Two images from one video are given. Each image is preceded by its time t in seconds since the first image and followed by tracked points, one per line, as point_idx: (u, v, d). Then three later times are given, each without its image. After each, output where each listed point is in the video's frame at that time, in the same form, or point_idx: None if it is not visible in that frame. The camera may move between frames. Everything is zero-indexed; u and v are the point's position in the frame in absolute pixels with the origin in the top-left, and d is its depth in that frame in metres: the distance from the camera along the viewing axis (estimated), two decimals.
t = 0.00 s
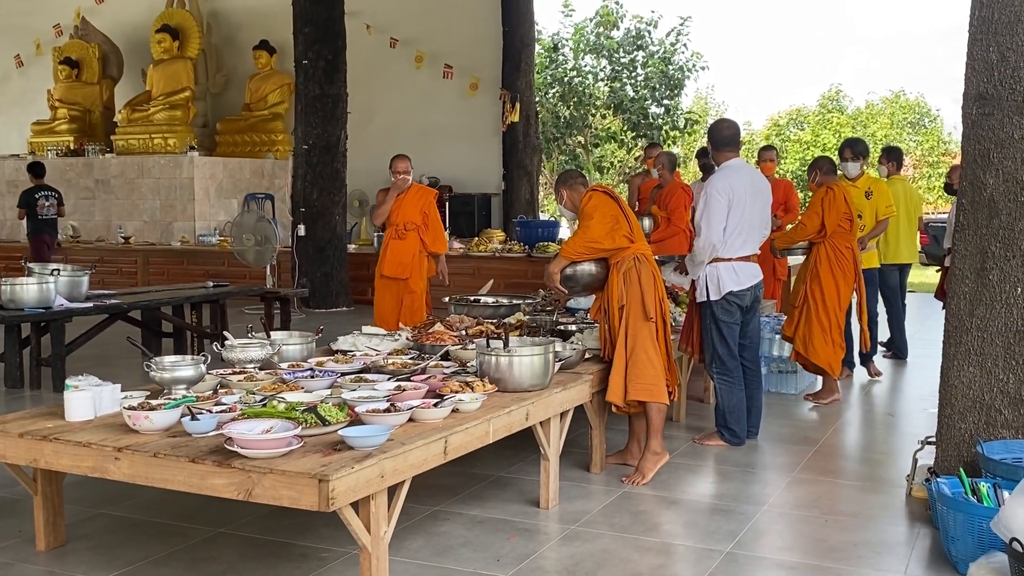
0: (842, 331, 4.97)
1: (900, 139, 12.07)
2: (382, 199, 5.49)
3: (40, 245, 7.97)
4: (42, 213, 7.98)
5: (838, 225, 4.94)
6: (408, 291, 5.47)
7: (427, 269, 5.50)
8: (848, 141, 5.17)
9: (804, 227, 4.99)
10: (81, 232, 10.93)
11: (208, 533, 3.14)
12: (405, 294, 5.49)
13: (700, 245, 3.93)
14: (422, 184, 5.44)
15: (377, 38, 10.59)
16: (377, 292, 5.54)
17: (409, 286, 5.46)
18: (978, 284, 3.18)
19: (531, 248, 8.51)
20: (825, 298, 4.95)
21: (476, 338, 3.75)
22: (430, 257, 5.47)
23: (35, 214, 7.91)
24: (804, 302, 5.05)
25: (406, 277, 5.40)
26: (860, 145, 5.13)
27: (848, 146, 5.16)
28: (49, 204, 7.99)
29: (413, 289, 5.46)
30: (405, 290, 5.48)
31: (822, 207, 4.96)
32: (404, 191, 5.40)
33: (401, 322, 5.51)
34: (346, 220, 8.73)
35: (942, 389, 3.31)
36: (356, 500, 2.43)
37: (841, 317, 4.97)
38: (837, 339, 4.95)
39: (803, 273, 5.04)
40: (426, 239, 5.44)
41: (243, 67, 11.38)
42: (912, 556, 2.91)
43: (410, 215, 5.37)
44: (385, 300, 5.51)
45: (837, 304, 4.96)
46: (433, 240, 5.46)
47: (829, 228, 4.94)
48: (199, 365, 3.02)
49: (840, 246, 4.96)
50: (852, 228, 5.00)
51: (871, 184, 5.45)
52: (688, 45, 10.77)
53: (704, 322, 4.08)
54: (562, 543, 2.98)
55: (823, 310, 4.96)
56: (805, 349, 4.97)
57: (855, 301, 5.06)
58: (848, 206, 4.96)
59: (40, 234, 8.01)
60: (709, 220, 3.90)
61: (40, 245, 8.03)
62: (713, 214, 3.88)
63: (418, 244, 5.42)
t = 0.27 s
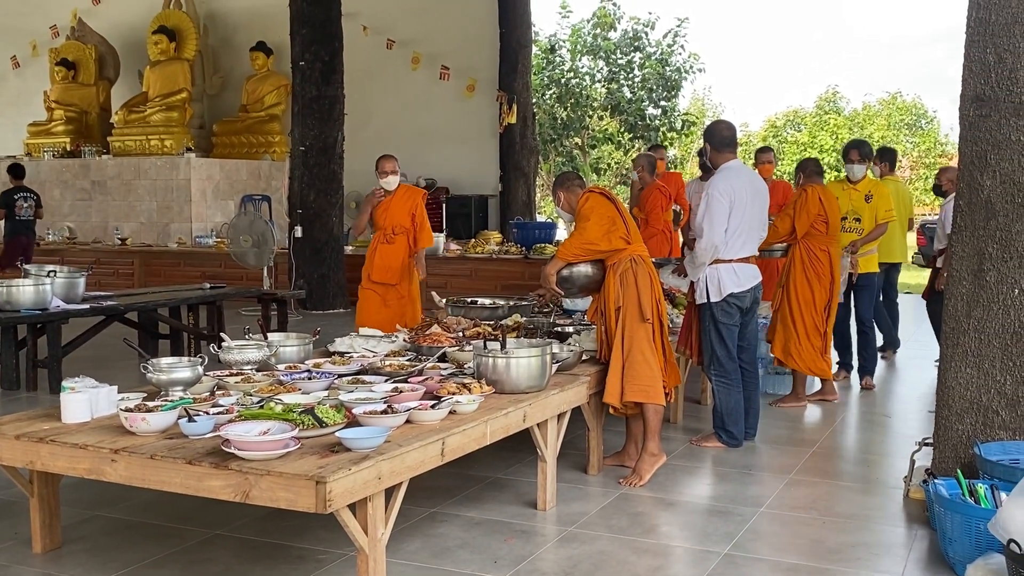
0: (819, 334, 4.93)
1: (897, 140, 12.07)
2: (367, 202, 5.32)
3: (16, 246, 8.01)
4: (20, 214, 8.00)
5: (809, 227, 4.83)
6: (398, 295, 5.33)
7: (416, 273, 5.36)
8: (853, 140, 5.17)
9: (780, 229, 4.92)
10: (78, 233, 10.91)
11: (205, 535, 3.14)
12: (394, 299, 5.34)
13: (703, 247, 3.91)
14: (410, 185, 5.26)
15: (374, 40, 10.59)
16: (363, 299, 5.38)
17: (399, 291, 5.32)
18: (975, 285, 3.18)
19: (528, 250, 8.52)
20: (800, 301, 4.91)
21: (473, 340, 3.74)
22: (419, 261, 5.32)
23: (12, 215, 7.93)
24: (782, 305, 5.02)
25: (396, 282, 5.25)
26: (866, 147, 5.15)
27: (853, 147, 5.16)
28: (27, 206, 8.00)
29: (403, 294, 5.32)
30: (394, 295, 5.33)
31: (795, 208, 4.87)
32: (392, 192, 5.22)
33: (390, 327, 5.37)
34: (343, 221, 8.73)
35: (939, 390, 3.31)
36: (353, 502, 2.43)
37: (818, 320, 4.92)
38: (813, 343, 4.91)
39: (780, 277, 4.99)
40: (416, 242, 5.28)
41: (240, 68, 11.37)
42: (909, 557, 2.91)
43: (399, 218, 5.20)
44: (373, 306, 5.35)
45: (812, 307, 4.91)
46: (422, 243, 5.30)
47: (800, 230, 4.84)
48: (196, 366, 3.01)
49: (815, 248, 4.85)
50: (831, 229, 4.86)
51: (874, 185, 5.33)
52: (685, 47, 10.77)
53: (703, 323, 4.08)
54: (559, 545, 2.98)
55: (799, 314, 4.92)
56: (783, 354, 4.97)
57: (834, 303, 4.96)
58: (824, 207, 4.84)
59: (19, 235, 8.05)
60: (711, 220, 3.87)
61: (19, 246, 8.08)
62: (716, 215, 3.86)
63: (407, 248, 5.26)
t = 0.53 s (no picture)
0: (800, 334, 4.94)
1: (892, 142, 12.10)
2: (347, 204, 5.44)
3: None
4: None
5: (784, 227, 4.87)
6: (373, 296, 5.37)
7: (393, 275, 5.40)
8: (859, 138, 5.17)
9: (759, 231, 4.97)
10: (74, 234, 10.90)
11: (200, 534, 3.13)
12: (369, 300, 5.38)
13: (702, 247, 3.91)
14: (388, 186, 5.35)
15: (370, 40, 10.58)
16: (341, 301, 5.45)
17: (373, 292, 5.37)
18: (970, 285, 3.19)
19: (524, 250, 8.53)
20: (781, 301, 4.95)
21: (469, 340, 3.75)
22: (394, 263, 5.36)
23: None
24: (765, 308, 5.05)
25: (369, 283, 5.31)
26: (865, 145, 5.12)
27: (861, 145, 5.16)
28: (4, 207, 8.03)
29: (378, 295, 5.36)
30: (369, 296, 5.38)
31: (770, 207, 4.93)
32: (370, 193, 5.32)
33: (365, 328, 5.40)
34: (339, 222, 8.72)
35: (934, 390, 3.32)
36: (349, 502, 2.43)
37: (799, 321, 4.94)
38: (796, 343, 4.92)
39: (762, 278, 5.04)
40: (392, 243, 5.34)
41: (236, 68, 11.37)
42: (905, 557, 2.91)
43: (374, 219, 5.28)
44: (349, 306, 5.40)
45: (793, 307, 4.94)
46: (399, 245, 5.35)
47: (776, 232, 4.89)
48: (191, 366, 3.01)
49: (794, 249, 4.88)
50: (811, 229, 4.87)
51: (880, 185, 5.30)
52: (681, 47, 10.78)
53: (701, 323, 4.08)
54: (556, 544, 2.98)
55: (781, 314, 4.96)
56: (768, 356, 4.98)
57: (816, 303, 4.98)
58: (800, 206, 4.85)
59: None
60: (712, 219, 3.87)
61: None
62: (715, 215, 3.86)
63: (383, 249, 5.32)
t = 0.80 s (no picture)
0: (785, 334, 4.89)
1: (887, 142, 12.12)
2: (320, 204, 5.19)
3: None
4: None
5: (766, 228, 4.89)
6: (348, 301, 5.13)
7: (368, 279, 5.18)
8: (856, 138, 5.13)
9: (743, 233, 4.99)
10: (69, 234, 10.88)
11: (195, 535, 3.13)
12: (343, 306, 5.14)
13: (699, 247, 3.92)
14: (365, 186, 5.14)
15: (366, 40, 10.58)
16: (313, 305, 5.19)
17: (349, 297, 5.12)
18: (965, 285, 3.19)
19: (520, 251, 8.53)
20: (766, 303, 4.92)
21: (464, 339, 3.75)
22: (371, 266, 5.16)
23: None
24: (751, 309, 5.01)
25: (346, 286, 5.07)
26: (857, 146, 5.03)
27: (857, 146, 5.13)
28: None
29: (353, 300, 5.11)
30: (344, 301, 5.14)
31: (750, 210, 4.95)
32: (347, 193, 5.10)
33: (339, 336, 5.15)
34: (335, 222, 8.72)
35: (929, 390, 3.33)
36: (344, 502, 2.43)
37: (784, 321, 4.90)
38: (781, 343, 4.87)
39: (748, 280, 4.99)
40: (369, 247, 5.14)
41: (231, 68, 11.36)
42: (900, 557, 2.92)
43: (352, 220, 5.06)
44: (321, 312, 5.16)
45: (778, 308, 4.89)
46: (375, 248, 5.16)
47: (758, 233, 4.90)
48: (186, 367, 3.00)
49: (776, 250, 4.91)
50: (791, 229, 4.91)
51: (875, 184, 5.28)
52: (677, 47, 10.78)
53: (695, 323, 4.09)
54: (551, 544, 2.98)
55: (765, 315, 4.92)
56: (756, 359, 4.94)
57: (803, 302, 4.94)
58: (779, 207, 4.90)
59: None
60: (710, 220, 3.87)
61: None
62: (713, 215, 3.87)
63: (358, 252, 5.10)
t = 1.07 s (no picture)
0: (777, 329, 4.91)
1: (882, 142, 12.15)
2: (300, 203, 5.01)
3: None
4: None
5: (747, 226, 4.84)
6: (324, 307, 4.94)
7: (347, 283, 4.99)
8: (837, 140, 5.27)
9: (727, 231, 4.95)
10: (63, 234, 10.86)
11: (189, 535, 3.12)
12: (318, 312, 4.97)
13: (696, 248, 3.90)
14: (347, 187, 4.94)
15: (360, 39, 10.57)
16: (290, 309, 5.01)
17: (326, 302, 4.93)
18: (959, 285, 3.19)
19: (516, 251, 8.53)
20: (754, 300, 4.93)
21: (459, 340, 3.75)
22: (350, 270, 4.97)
23: None
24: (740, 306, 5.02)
25: (322, 291, 4.88)
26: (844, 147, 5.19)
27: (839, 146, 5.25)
28: None
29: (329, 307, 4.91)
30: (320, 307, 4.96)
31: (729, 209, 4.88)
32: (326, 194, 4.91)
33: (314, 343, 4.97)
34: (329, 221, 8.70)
35: (923, 390, 3.33)
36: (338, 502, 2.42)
37: (774, 316, 4.90)
38: (773, 339, 4.90)
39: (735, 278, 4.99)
40: (348, 252, 4.95)
41: (226, 68, 11.35)
42: (894, 556, 2.92)
43: (329, 223, 4.87)
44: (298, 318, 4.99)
45: (767, 303, 4.91)
46: (356, 253, 4.97)
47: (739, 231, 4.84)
48: (180, 367, 2.99)
49: (759, 247, 4.86)
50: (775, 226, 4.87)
51: (860, 183, 5.28)
52: (672, 47, 10.79)
53: (691, 323, 4.08)
54: (546, 544, 2.98)
55: (755, 312, 4.93)
56: (750, 357, 4.97)
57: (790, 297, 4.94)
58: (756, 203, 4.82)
59: None
60: (708, 220, 3.86)
61: None
62: (711, 215, 3.86)
63: (337, 256, 4.91)
